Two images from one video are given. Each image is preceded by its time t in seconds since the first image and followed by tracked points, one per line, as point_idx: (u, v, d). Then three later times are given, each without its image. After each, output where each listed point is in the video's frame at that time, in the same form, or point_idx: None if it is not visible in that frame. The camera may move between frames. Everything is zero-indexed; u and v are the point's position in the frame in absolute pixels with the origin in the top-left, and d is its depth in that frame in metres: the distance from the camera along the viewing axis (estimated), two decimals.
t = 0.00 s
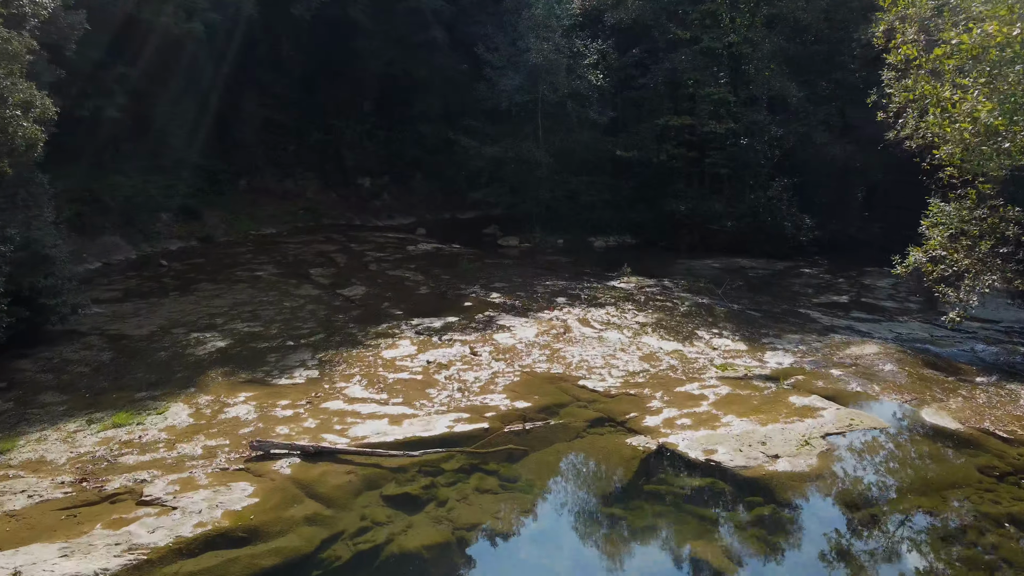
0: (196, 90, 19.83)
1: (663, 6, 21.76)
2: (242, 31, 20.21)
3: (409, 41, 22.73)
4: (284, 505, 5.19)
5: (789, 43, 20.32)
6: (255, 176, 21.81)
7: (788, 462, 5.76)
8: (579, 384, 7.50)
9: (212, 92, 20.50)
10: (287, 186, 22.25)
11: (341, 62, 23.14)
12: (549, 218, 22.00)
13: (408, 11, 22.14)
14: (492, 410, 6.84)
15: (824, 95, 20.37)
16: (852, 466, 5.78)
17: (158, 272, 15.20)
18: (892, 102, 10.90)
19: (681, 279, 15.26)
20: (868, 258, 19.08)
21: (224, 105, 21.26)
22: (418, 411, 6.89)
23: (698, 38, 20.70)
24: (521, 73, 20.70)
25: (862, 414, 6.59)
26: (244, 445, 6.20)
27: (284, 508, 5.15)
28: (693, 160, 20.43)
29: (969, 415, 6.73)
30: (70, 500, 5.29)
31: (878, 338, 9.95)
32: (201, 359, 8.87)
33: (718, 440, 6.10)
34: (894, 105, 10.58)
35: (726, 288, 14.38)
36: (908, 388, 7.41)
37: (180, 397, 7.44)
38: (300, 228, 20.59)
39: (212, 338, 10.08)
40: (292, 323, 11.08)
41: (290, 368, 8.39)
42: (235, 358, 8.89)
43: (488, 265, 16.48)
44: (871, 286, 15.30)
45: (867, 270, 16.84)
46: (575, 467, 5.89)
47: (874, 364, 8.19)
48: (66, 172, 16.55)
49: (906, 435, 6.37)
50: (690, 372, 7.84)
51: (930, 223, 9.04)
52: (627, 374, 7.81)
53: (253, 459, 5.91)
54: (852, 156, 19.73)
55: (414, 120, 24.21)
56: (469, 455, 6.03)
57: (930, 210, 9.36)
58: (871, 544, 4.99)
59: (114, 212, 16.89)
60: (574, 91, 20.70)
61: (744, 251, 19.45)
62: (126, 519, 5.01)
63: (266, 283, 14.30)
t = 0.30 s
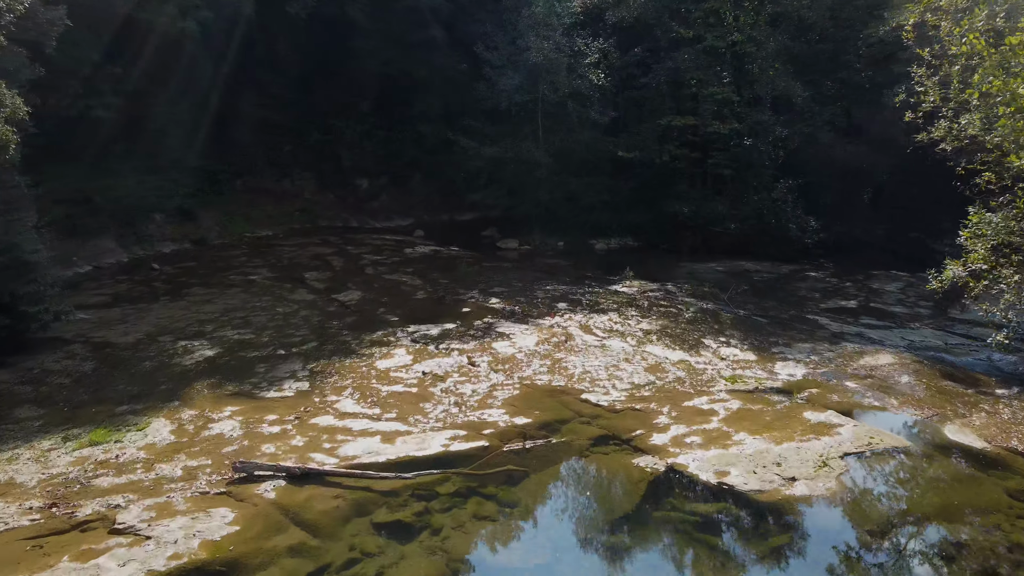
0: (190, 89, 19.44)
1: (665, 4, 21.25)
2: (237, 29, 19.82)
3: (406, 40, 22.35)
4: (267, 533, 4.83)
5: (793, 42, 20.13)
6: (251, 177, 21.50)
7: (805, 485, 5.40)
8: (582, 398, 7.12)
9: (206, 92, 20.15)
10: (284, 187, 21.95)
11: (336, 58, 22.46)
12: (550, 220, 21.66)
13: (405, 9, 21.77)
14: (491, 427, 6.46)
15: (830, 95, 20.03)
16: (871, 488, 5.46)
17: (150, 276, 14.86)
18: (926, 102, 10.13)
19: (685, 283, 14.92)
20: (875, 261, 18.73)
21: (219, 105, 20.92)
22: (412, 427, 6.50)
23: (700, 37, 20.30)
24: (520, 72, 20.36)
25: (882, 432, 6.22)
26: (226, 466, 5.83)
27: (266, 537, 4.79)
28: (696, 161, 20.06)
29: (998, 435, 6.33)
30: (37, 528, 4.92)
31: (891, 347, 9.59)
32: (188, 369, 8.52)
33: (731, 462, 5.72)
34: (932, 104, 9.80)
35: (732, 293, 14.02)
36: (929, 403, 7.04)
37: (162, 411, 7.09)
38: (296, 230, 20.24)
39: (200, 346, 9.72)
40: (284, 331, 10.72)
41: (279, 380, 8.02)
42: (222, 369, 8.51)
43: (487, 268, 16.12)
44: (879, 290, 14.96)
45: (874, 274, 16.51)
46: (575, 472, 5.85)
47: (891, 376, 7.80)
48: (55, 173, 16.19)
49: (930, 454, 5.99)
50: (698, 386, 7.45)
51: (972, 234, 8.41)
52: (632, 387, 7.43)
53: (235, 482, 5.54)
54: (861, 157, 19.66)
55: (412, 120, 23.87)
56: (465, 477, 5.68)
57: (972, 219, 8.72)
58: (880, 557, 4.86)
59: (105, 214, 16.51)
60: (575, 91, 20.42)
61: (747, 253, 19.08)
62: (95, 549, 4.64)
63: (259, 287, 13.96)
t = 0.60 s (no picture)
0: (184, 89, 19.04)
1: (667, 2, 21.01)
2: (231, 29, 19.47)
3: (404, 39, 21.93)
4: (247, 566, 4.46)
5: (798, 41, 19.82)
6: (246, 178, 21.14)
7: (826, 511, 5.04)
8: (585, 413, 6.77)
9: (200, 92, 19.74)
10: (280, 188, 21.59)
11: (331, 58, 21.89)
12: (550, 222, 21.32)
13: (402, 8, 21.21)
14: (490, 445, 6.11)
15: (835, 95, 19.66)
16: (897, 512, 5.09)
17: (140, 280, 14.48)
18: (967, 101, 9.61)
19: (689, 288, 14.57)
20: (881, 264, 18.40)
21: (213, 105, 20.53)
22: (406, 446, 6.14)
23: (703, 35, 20.05)
24: (520, 72, 19.99)
25: (904, 451, 5.87)
26: (207, 491, 5.45)
27: (246, 571, 4.41)
28: (699, 162, 19.68)
29: None
30: None
31: (905, 356, 9.24)
32: (173, 380, 8.15)
33: (746, 485, 5.36)
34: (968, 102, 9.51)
35: (738, 298, 13.67)
36: (951, 418, 6.67)
37: (142, 428, 6.71)
38: (292, 233, 19.88)
39: (188, 355, 9.35)
40: (276, 338, 10.36)
41: (267, 393, 7.64)
42: (208, 381, 8.14)
43: (486, 272, 15.77)
44: (887, 294, 14.61)
45: (881, 278, 16.19)
46: (579, 477, 5.73)
47: (908, 389, 7.46)
48: (44, 175, 15.80)
49: (958, 477, 5.61)
50: (708, 400, 7.08)
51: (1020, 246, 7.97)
52: (638, 401, 7.06)
53: (215, 508, 5.17)
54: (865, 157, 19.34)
55: (409, 121, 23.52)
56: (463, 502, 5.34)
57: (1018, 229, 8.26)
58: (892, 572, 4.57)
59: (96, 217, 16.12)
60: (576, 91, 20.06)
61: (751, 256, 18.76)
62: None
63: (252, 292, 13.59)
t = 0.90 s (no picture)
0: (177, 88, 18.65)
1: None
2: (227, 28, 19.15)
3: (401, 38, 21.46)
4: None
5: (803, 39, 19.61)
6: (241, 179, 20.81)
7: (850, 542, 4.67)
8: (590, 430, 6.41)
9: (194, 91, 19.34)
10: (275, 189, 21.26)
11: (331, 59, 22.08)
12: (550, 223, 20.98)
13: (401, 3, 20.41)
14: (489, 467, 5.75)
15: (842, 95, 19.26)
16: (925, 543, 4.72)
17: (131, 285, 14.14)
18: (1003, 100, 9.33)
19: (693, 292, 14.21)
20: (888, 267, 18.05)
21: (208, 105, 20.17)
22: (400, 467, 5.77)
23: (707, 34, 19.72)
24: (520, 72, 19.63)
25: (929, 473, 5.50)
26: (185, 518, 5.09)
27: None
28: (702, 162, 19.31)
29: None
30: None
31: (922, 366, 8.87)
32: (157, 392, 7.81)
33: (763, 511, 4.99)
34: (1016, 101, 9.08)
35: (745, 303, 13.30)
36: (976, 436, 6.31)
37: (122, 445, 6.36)
38: (288, 235, 19.54)
39: (175, 365, 8.99)
40: (267, 346, 10.01)
41: (255, 407, 7.28)
42: (195, 393, 7.80)
43: (485, 275, 15.41)
44: (897, 299, 14.24)
45: (890, 282, 15.83)
46: (578, 490, 5.48)
47: (929, 403, 7.07)
48: (34, 177, 15.44)
49: (988, 503, 5.23)
50: (719, 416, 6.71)
51: None
52: (645, 418, 6.68)
53: (193, 537, 4.81)
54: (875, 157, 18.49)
55: (407, 121, 23.17)
56: (460, 529, 5.00)
57: None
58: None
59: (87, 219, 15.75)
60: (577, 90, 19.71)
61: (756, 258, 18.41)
62: None
63: (245, 297, 13.24)
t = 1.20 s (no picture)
0: (170, 88, 18.24)
1: None
2: (225, 28, 18.40)
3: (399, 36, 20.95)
4: None
5: (808, 38, 19.38)
6: (236, 180, 20.42)
7: None
8: (594, 450, 6.04)
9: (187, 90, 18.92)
10: (271, 191, 20.88)
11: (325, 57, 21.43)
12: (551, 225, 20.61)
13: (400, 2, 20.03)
14: (487, 491, 5.38)
15: (850, 94, 18.90)
16: None
17: (121, 289, 13.76)
18: None
19: (698, 296, 13.86)
20: (896, 270, 17.70)
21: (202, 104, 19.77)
22: (392, 492, 5.39)
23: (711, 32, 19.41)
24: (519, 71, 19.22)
25: (957, 497, 5.13)
26: (159, 550, 4.71)
27: None
28: (706, 163, 18.95)
29: None
30: None
31: (939, 377, 8.53)
32: (139, 406, 7.43)
33: (782, 541, 4.63)
34: None
35: (753, 309, 12.95)
36: (1003, 455, 5.94)
37: (98, 466, 5.99)
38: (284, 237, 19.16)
39: (160, 375, 8.61)
40: (258, 355, 9.64)
41: (241, 423, 6.91)
42: (179, 406, 7.43)
43: (485, 279, 15.05)
44: (907, 303, 13.89)
45: (900, 286, 15.46)
46: (578, 527, 5.02)
47: (950, 418, 6.74)
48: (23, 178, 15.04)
49: (1020, 530, 4.86)
50: (730, 433, 6.34)
51: None
52: (653, 435, 6.31)
53: (167, 572, 4.44)
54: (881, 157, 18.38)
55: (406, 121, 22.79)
56: (456, 562, 4.64)
57: None
58: None
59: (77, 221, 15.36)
60: (578, 90, 19.31)
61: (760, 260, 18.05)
62: None
63: (237, 302, 12.86)
